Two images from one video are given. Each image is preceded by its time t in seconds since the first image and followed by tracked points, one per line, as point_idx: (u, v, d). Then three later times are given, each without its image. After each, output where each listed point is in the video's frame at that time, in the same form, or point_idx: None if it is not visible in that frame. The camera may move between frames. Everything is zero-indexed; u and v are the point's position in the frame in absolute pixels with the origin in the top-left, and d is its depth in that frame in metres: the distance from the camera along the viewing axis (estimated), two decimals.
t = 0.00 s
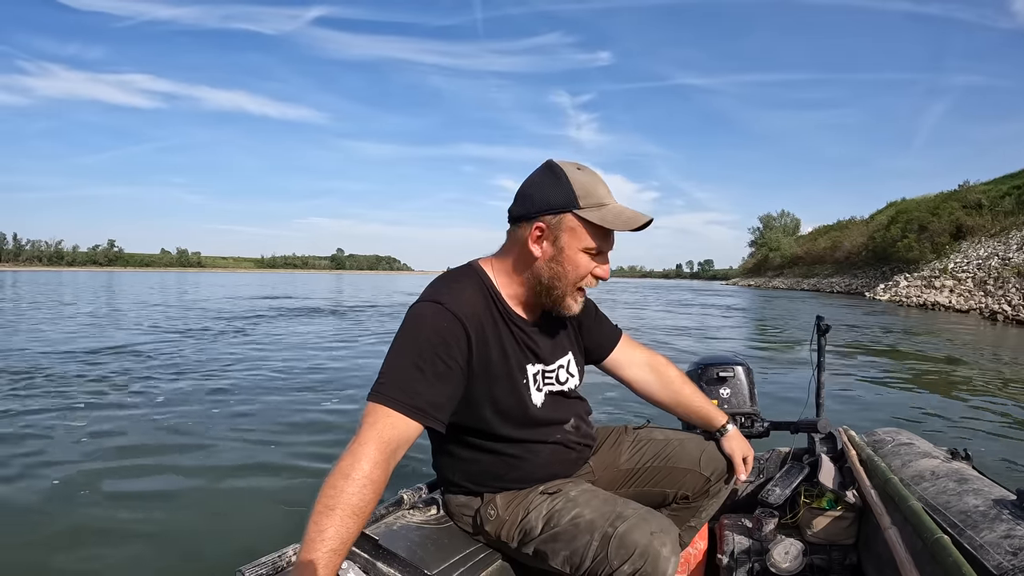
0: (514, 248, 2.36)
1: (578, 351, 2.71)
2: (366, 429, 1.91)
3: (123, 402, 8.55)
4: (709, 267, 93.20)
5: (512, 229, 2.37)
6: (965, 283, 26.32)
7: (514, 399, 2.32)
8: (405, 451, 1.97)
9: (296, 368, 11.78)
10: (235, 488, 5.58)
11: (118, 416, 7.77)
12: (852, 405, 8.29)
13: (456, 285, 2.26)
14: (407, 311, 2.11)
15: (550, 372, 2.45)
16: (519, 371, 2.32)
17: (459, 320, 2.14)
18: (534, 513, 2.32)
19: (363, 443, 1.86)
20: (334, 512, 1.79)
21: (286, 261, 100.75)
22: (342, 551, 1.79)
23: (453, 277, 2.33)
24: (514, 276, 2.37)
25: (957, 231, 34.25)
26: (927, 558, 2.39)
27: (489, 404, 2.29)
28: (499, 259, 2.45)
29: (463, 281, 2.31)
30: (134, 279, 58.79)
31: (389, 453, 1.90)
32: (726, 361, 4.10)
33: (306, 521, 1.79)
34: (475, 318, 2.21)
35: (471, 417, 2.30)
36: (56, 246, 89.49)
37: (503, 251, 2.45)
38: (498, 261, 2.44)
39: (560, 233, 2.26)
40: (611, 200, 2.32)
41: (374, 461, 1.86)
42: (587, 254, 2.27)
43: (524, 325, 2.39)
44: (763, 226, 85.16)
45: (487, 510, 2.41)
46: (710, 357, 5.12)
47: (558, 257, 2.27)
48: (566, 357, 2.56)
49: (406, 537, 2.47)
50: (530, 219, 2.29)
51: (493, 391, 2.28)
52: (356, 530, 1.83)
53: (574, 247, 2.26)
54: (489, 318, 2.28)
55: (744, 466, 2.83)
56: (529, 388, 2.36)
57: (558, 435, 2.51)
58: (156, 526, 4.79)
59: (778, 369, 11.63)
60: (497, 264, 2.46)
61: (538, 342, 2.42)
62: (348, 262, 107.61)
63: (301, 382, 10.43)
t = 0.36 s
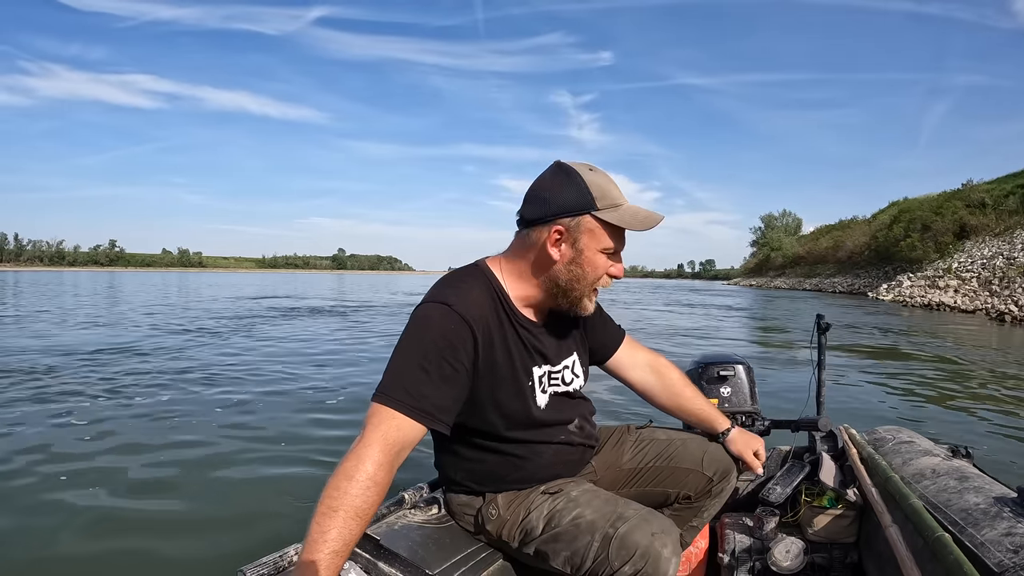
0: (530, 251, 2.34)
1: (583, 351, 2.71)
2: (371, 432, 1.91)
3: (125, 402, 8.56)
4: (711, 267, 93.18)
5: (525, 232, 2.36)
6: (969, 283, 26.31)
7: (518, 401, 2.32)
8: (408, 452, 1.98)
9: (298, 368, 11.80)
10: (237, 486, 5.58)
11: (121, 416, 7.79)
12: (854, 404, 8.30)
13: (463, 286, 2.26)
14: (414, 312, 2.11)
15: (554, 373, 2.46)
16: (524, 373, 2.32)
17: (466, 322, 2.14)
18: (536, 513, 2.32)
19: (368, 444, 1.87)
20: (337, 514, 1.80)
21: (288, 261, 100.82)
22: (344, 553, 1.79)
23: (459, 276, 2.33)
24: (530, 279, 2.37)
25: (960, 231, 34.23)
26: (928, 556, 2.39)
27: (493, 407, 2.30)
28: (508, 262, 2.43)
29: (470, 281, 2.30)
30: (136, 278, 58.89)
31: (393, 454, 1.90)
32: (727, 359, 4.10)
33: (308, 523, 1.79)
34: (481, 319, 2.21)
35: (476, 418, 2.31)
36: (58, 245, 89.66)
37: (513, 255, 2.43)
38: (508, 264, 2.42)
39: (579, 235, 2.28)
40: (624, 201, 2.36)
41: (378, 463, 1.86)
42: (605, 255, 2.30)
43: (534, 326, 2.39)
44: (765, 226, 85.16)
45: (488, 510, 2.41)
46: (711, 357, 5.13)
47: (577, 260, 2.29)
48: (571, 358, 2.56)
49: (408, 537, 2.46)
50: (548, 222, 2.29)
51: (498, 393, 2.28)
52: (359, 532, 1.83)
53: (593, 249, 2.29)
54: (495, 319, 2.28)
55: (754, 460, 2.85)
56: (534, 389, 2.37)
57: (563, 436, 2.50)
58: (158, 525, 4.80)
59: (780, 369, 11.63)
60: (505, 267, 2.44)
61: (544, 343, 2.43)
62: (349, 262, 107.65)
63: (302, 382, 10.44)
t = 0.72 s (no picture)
0: (540, 243, 2.33)
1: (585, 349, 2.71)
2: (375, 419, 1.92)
3: (126, 403, 8.57)
4: (712, 266, 93.12)
5: (534, 224, 2.34)
6: (973, 283, 26.26)
7: (522, 396, 2.33)
8: (412, 442, 1.98)
9: (299, 368, 11.80)
10: (239, 489, 5.59)
11: (122, 416, 7.80)
12: (857, 403, 8.30)
13: (469, 280, 2.26)
14: (420, 305, 2.11)
15: (557, 369, 2.46)
16: (528, 368, 2.33)
17: (472, 316, 2.15)
18: (535, 513, 2.32)
19: (373, 433, 1.87)
20: (340, 502, 1.79)
21: (289, 261, 100.88)
22: (345, 543, 1.79)
23: (465, 271, 2.32)
24: (540, 270, 2.36)
25: (964, 230, 34.17)
26: (928, 556, 2.39)
27: (496, 403, 2.30)
28: (513, 256, 2.41)
29: (476, 275, 2.30)
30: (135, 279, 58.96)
31: (398, 443, 1.91)
32: (727, 358, 4.10)
33: (309, 509, 1.78)
34: (487, 313, 2.21)
35: (478, 413, 2.31)
36: (59, 245, 89.81)
37: (520, 250, 2.41)
38: (514, 258, 2.41)
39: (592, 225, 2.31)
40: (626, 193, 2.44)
41: (382, 452, 1.87)
42: (613, 245, 2.36)
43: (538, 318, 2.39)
44: (767, 226, 85.12)
45: (488, 510, 2.40)
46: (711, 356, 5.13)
47: (589, 249, 2.32)
48: (573, 354, 2.57)
49: (408, 535, 2.46)
50: (561, 213, 2.29)
51: (502, 388, 2.29)
52: (360, 521, 1.83)
53: (603, 238, 2.33)
54: (502, 314, 2.28)
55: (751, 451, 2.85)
56: (537, 385, 2.37)
57: (564, 432, 2.51)
58: (159, 527, 4.81)
59: (781, 369, 11.62)
60: (510, 262, 2.42)
61: (548, 339, 2.43)
62: (350, 262, 107.64)
63: (303, 382, 10.45)
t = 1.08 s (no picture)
0: (573, 244, 2.34)
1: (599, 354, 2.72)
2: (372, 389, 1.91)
3: (128, 403, 8.59)
4: (714, 267, 93.04)
5: (568, 227, 2.36)
6: (977, 283, 26.20)
7: (540, 388, 2.31)
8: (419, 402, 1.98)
9: (300, 369, 11.82)
10: (239, 490, 5.59)
11: (123, 417, 7.82)
12: (859, 404, 8.28)
13: (499, 271, 2.26)
14: (449, 287, 2.13)
15: (577, 368, 2.46)
16: (549, 362, 2.31)
17: (497, 303, 2.14)
18: (531, 515, 2.31)
19: (375, 396, 1.88)
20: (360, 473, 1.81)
21: (291, 262, 100.93)
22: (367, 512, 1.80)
23: (496, 263, 2.32)
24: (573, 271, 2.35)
25: (967, 229, 34.09)
26: (928, 557, 2.38)
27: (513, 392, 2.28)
28: (545, 256, 2.40)
29: (505, 268, 2.30)
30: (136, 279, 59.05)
31: (400, 403, 1.91)
32: (725, 360, 4.10)
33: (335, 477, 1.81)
34: (513, 303, 2.20)
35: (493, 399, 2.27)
36: (60, 246, 89.91)
37: (551, 250, 2.40)
38: (544, 258, 2.40)
39: (625, 230, 2.34)
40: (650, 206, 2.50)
41: (381, 413, 1.87)
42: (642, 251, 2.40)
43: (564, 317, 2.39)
44: (769, 226, 85.06)
45: (485, 511, 2.39)
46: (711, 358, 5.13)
47: (622, 252, 2.35)
48: (591, 359, 2.57)
49: (406, 537, 2.47)
50: (599, 215, 2.31)
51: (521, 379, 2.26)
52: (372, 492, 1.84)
53: (634, 244, 2.38)
54: (529, 308, 2.27)
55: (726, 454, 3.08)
56: (557, 381, 2.36)
57: (573, 433, 2.51)
58: (158, 526, 4.81)
59: (783, 369, 11.59)
60: (538, 262, 2.42)
61: (570, 338, 2.42)
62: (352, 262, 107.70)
63: (304, 383, 10.47)
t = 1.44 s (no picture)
0: (612, 255, 2.31)
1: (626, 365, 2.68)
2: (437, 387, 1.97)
3: (128, 404, 8.61)
4: (716, 266, 92.98)
5: (607, 237, 2.33)
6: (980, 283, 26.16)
7: (567, 385, 2.29)
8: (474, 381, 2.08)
9: (300, 369, 11.84)
10: (237, 490, 5.62)
11: (123, 418, 7.84)
12: (860, 405, 8.29)
13: (540, 266, 2.26)
14: (491, 277, 2.15)
15: (603, 375, 2.42)
16: (578, 361, 2.29)
17: (536, 297, 2.15)
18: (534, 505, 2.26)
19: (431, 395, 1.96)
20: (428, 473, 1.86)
21: (292, 262, 101.00)
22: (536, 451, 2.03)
23: (537, 260, 2.32)
24: (609, 280, 2.33)
25: (970, 227, 34.04)
26: (925, 558, 2.38)
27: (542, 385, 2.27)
28: (583, 263, 2.38)
29: (546, 265, 2.29)
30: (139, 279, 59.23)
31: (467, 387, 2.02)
32: (723, 362, 4.10)
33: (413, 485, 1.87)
34: (554, 300, 2.20)
35: (518, 390, 2.28)
36: (62, 246, 90.10)
37: (589, 258, 2.38)
38: (580, 265, 2.39)
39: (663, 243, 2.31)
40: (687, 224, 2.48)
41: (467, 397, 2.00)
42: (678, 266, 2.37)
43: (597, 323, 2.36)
44: (770, 225, 85.01)
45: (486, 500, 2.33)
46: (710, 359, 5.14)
47: (658, 265, 2.32)
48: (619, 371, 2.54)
49: (406, 537, 2.47)
50: (637, 227, 2.28)
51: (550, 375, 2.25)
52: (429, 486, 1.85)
53: (670, 258, 2.35)
54: (566, 306, 2.25)
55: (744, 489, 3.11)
56: (582, 382, 2.33)
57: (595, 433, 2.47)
58: (155, 526, 4.84)
59: (784, 370, 11.59)
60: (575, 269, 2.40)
61: (603, 343, 2.38)
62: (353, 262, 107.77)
63: (305, 383, 10.50)
